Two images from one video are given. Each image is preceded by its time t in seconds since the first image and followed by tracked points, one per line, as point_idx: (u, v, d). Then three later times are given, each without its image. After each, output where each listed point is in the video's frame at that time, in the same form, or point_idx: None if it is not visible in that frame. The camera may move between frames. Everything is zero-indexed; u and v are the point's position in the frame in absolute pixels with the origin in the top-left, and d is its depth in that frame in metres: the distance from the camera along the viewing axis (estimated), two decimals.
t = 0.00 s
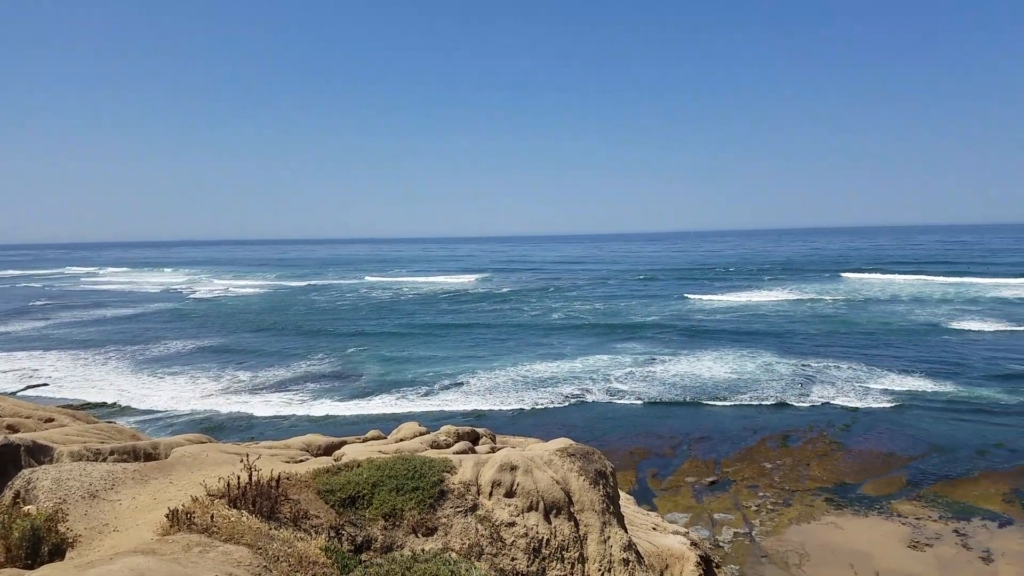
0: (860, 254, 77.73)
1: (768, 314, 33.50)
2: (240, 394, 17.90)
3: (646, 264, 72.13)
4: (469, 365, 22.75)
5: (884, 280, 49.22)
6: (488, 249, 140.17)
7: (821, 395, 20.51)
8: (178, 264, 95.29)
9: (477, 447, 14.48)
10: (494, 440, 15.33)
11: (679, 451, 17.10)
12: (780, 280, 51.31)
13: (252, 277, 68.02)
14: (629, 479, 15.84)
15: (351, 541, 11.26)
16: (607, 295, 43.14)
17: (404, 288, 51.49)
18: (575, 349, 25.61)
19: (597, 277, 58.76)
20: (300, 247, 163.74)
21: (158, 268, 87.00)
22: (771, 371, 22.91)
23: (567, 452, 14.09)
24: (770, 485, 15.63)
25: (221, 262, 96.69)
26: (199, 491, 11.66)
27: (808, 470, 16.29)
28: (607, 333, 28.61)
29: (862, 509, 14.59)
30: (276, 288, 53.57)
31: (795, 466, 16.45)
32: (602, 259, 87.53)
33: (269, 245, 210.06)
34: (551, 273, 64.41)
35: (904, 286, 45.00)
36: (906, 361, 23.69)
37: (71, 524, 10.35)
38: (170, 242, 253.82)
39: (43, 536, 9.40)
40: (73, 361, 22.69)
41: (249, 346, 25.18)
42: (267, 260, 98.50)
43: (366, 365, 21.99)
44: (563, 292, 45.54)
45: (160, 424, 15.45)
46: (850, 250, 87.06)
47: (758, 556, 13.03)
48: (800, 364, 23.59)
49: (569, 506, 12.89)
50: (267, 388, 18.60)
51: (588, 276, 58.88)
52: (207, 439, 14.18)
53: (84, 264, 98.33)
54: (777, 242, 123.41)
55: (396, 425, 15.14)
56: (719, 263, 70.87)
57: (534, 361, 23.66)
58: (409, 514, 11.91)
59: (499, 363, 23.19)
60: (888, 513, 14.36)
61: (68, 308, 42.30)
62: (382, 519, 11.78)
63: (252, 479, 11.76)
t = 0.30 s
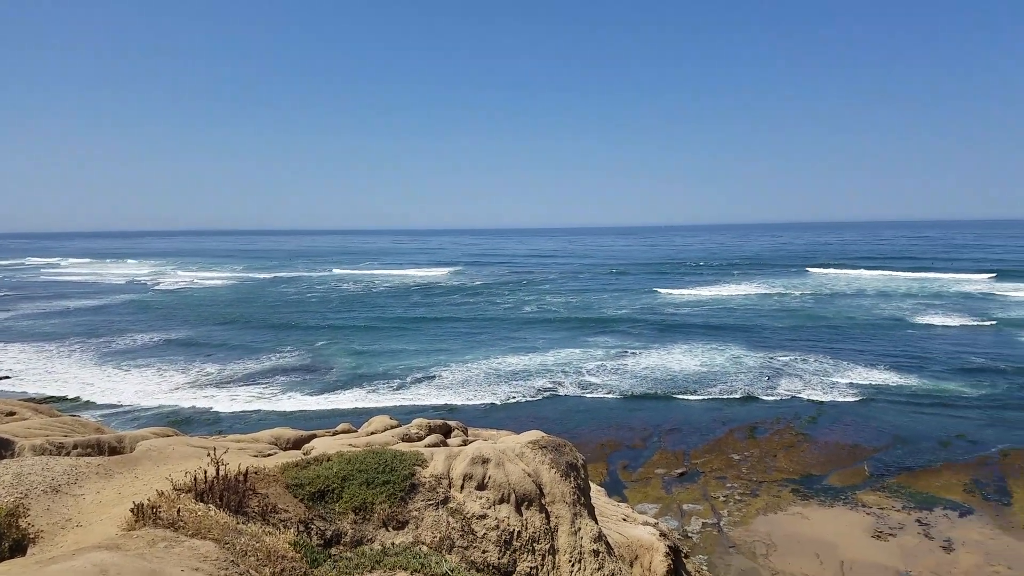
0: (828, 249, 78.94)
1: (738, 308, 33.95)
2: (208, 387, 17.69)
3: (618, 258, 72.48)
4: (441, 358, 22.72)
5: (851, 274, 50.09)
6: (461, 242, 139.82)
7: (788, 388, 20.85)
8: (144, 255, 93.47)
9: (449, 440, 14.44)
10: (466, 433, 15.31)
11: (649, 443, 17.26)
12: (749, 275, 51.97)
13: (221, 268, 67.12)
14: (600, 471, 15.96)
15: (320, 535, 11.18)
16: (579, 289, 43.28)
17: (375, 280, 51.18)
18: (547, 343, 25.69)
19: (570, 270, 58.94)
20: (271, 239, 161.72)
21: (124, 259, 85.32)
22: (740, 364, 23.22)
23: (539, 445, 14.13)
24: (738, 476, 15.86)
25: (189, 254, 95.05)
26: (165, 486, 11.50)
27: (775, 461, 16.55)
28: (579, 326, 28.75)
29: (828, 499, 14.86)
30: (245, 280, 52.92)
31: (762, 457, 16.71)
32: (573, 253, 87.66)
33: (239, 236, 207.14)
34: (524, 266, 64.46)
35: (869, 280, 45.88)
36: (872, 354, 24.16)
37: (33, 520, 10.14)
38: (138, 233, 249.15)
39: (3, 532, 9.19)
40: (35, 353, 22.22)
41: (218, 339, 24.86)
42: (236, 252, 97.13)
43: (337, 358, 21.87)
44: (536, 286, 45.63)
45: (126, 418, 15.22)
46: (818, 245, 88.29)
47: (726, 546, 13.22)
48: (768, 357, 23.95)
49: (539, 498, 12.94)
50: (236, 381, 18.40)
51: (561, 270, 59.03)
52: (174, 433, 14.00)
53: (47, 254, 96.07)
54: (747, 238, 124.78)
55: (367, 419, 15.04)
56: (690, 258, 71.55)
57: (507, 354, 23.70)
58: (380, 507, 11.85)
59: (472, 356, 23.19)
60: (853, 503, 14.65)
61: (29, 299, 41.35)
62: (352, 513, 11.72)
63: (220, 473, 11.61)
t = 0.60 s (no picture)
0: (792, 246, 80.17)
1: (706, 303, 34.36)
2: (172, 382, 17.40)
3: (587, 254, 72.80)
4: (410, 353, 22.63)
5: (816, 271, 50.96)
6: (433, 236, 139.40)
7: (754, 383, 21.15)
8: (106, 247, 91.55)
9: (418, 435, 14.35)
10: (436, 428, 15.25)
11: (618, 437, 17.38)
12: (717, 271, 52.62)
13: (186, 261, 66.06)
14: (570, 465, 16.03)
15: (287, 531, 11.06)
16: (549, 284, 43.41)
17: (344, 274, 50.80)
18: (517, 338, 25.73)
19: (540, 265, 59.06)
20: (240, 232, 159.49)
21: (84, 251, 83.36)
22: (708, 359, 23.49)
23: (509, 440, 14.14)
24: (705, 469, 16.05)
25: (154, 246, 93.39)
26: (128, 482, 11.29)
27: (741, 454, 16.78)
28: (549, 321, 28.85)
29: (792, 492, 15.11)
30: (212, 273, 52.18)
31: (728, 451, 16.92)
32: (543, 248, 87.97)
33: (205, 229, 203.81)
34: (495, 261, 64.44)
35: (833, 277, 46.77)
36: (835, 350, 24.63)
37: None
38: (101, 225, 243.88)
39: None
40: None
41: (183, 333, 24.47)
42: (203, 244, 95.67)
43: (305, 353, 21.68)
44: (505, 281, 45.65)
45: (87, 413, 14.92)
46: (784, 242, 89.57)
47: (693, 539, 13.38)
48: (735, 352, 24.27)
49: (509, 493, 12.96)
50: (200, 376, 18.14)
51: (531, 265, 59.11)
52: (137, 429, 13.76)
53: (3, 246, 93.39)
54: (716, 235, 126.27)
55: (335, 414, 14.88)
56: (659, 254, 72.19)
57: (477, 350, 23.68)
58: (348, 503, 11.77)
59: (441, 351, 23.14)
60: (817, 496, 14.91)
61: None
62: (319, 509, 11.61)
63: (184, 469, 11.43)
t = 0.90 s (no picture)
0: (759, 244, 81.13)
1: (675, 300, 34.68)
2: (136, 380, 17.08)
3: (557, 252, 72.94)
4: (379, 350, 22.48)
5: (782, 270, 51.66)
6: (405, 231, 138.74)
7: (722, 379, 21.37)
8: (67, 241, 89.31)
9: (388, 433, 14.23)
10: (405, 425, 15.16)
11: (588, 434, 17.45)
12: (686, 269, 53.13)
13: (150, 256, 64.92)
14: (540, 462, 16.06)
15: (254, 531, 10.90)
16: (519, 282, 43.41)
17: (314, 271, 50.35)
18: (487, 335, 25.70)
19: (510, 263, 59.03)
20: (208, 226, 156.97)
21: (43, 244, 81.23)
22: (677, 356, 23.68)
23: (479, 437, 14.07)
24: (674, 465, 16.19)
25: (119, 241, 91.60)
26: (90, 482, 11.06)
27: (709, 450, 16.94)
28: (519, 318, 28.86)
29: (759, 487, 15.29)
30: (177, 269, 51.37)
31: (696, 447, 17.07)
32: (513, 245, 87.84)
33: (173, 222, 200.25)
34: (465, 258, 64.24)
35: (800, 275, 47.42)
36: (801, 347, 24.98)
37: None
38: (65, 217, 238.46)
39: None
40: None
41: (146, 330, 24.01)
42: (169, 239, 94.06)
43: (273, 350, 21.45)
44: (475, 278, 45.56)
45: (48, 412, 14.58)
46: (752, 240, 90.59)
47: (662, 534, 13.47)
48: (704, 349, 24.51)
49: (479, 490, 12.91)
50: (165, 374, 17.83)
51: (501, 262, 59.05)
52: (99, 428, 13.48)
53: None
54: (687, 232, 127.33)
55: (304, 412, 14.71)
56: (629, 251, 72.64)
57: (447, 347, 23.61)
58: (316, 502, 11.63)
59: (411, 349, 23.03)
60: (784, 491, 15.11)
61: None
62: (287, 508, 11.46)
63: (148, 468, 11.21)
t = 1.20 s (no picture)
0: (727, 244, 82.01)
1: (645, 300, 34.94)
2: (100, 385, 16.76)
3: (528, 251, 73.07)
4: (350, 352, 22.32)
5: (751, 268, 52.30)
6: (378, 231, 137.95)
7: (692, 377, 21.56)
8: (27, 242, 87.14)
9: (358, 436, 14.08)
10: (376, 428, 15.05)
11: (561, 433, 17.48)
12: (656, 268, 53.54)
13: (113, 258, 63.70)
14: (513, 461, 16.06)
15: (222, 536, 10.73)
16: (490, 282, 43.40)
17: (282, 272, 49.85)
18: (458, 335, 25.65)
19: (482, 263, 59.01)
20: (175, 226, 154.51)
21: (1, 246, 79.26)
22: (647, 355, 23.84)
23: (451, 438, 13.98)
24: (645, 462, 16.29)
25: (83, 242, 89.94)
26: (53, 488, 10.80)
27: (679, 447, 17.06)
28: (491, 318, 28.86)
29: (729, 483, 15.44)
30: (141, 271, 50.52)
31: (667, 444, 17.18)
32: (484, 245, 87.72)
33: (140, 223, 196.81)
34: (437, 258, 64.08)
35: (768, 274, 48.04)
36: (769, 345, 25.30)
37: None
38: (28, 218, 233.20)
39: None
40: None
41: (111, 334, 23.59)
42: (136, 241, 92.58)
43: (242, 353, 21.20)
44: (446, 278, 45.45)
45: (8, 418, 14.25)
46: (721, 240, 91.53)
47: (634, 532, 13.53)
48: (675, 348, 24.71)
49: (451, 492, 12.81)
50: (130, 378, 17.54)
51: (473, 263, 59.01)
52: (62, 434, 13.21)
53: None
54: (659, 232, 128.32)
55: (272, 415, 14.53)
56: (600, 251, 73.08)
57: (418, 348, 23.52)
58: (285, 507, 11.48)
59: (382, 350, 22.91)
60: (753, 487, 15.27)
61: None
62: (255, 513, 11.30)
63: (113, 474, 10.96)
